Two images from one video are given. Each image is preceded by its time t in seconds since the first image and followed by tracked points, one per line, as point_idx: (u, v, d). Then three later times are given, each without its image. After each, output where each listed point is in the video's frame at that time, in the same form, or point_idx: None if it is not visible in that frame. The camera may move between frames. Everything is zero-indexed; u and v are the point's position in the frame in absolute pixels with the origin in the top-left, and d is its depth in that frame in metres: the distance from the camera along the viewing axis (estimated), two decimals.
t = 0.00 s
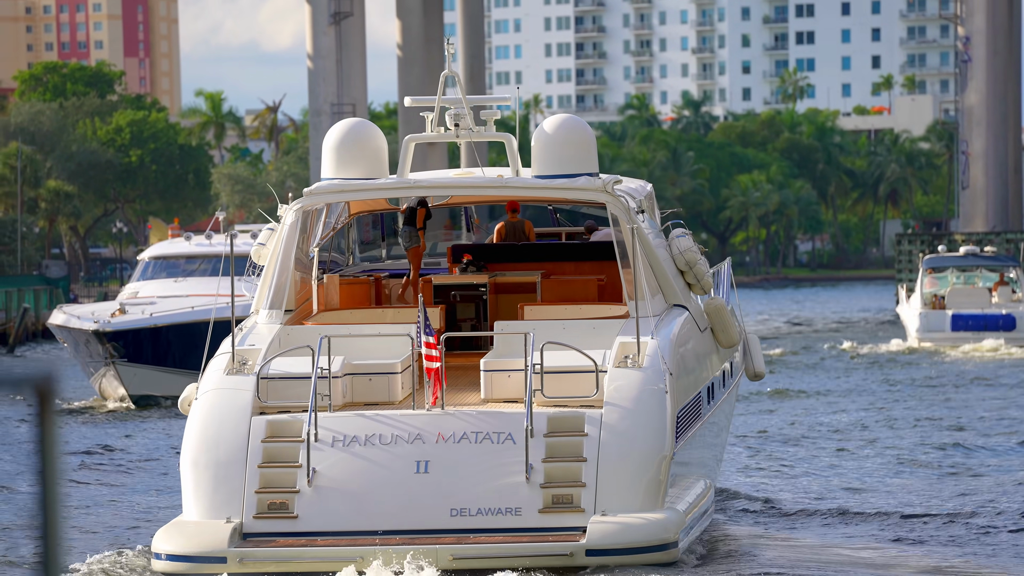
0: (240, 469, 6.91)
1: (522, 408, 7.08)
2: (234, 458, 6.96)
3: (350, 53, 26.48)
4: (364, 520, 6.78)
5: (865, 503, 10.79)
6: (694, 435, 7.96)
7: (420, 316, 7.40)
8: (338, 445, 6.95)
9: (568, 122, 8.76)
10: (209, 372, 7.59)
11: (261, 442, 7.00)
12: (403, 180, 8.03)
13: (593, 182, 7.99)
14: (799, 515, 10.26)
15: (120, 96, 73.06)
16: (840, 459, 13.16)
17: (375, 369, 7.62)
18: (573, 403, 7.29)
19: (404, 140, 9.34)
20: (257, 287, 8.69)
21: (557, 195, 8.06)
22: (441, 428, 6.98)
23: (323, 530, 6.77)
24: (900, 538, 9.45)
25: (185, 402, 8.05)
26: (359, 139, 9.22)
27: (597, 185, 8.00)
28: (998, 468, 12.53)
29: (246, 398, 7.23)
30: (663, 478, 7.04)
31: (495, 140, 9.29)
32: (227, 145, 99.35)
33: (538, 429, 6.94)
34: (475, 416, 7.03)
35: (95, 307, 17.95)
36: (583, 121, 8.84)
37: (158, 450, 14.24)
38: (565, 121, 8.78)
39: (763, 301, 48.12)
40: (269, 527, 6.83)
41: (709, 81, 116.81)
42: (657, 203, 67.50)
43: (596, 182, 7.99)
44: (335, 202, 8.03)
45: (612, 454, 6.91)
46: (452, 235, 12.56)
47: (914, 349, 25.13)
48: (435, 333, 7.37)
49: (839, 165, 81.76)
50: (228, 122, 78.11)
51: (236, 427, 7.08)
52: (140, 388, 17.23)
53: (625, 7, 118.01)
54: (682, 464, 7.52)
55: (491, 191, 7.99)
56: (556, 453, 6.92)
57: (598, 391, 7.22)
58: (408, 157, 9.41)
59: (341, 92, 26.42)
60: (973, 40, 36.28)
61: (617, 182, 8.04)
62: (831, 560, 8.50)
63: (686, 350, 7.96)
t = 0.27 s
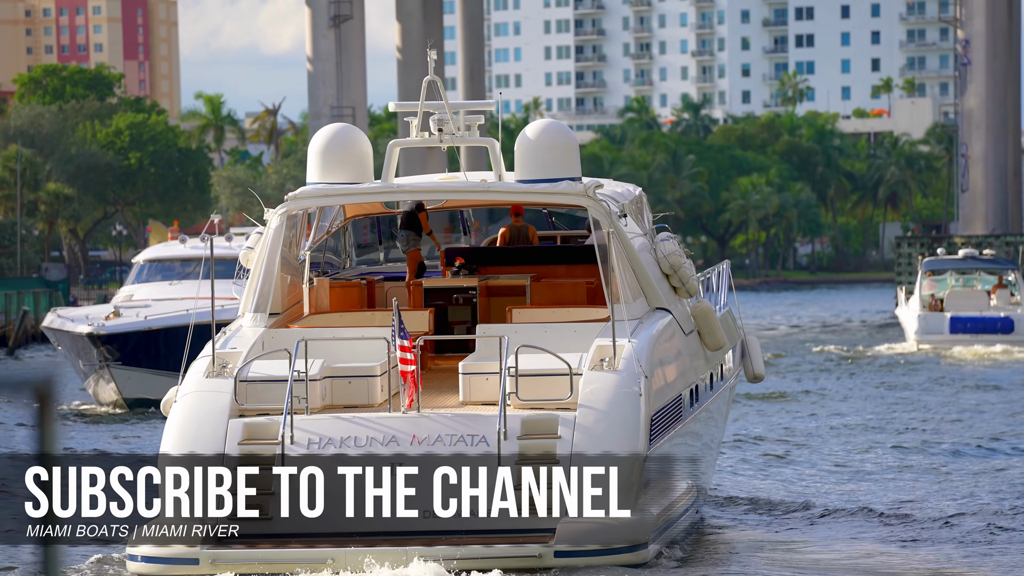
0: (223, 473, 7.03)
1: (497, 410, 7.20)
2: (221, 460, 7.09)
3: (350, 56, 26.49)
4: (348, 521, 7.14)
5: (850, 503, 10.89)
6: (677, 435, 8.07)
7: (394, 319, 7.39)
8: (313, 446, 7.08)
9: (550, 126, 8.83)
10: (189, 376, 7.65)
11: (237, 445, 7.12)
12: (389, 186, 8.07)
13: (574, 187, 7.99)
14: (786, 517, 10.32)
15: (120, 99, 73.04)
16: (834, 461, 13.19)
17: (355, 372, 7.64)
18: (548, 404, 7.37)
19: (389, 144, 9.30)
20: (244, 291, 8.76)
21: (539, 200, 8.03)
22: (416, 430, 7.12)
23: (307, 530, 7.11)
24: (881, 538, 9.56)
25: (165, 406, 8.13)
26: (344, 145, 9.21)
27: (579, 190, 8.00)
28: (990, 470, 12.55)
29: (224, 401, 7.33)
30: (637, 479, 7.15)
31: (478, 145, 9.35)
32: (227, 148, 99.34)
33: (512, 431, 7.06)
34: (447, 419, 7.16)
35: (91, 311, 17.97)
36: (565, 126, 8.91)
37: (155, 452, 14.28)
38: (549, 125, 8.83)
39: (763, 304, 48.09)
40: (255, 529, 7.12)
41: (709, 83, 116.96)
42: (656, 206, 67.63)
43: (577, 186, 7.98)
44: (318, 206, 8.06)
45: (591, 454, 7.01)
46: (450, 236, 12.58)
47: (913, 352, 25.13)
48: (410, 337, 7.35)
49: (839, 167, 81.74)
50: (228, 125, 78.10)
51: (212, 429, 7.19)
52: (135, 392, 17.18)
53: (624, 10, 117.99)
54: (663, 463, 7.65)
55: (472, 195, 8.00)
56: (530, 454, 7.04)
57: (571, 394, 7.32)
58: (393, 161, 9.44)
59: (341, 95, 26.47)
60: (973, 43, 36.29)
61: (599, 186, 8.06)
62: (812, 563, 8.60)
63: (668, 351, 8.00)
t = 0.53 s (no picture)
0: (223, 473, 7.12)
1: (473, 410, 7.25)
2: (220, 459, 7.18)
3: (348, 55, 26.50)
4: (348, 521, 7.16)
5: (843, 501, 10.93)
6: (656, 435, 8.11)
7: (369, 319, 7.38)
8: (290, 445, 7.14)
9: (534, 128, 8.74)
10: (171, 374, 7.73)
11: (215, 442, 7.23)
12: (374, 186, 8.10)
13: (558, 188, 8.02)
14: (779, 515, 10.37)
15: (118, 98, 72.93)
16: (828, 460, 13.22)
17: (336, 370, 7.72)
18: (524, 404, 7.44)
19: (375, 145, 9.25)
20: (233, 289, 8.84)
21: (526, 201, 8.07)
22: (393, 428, 7.18)
23: (305, 529, 7.13)
24: (871, 533, 9.65)
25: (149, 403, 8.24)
26: (330, 145, 9.04)
27: (561, 190, 8.02)
28: (984, 467, 12.59)
29: (203, 399, 7.41)
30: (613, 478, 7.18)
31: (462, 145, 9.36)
32: (225, 147, 99.29)
33: (486, 429, 7.11)
34: (421, 418, 7.21)
35: (84, 310, 18.01)
36: (550, 127, 8.84)
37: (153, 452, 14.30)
38: (534, 127, 8.76)
39: (761, 303, 48.09)
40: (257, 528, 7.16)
41: (707, 82, 116.98)
42: (655, 205, 67.65)
43: (559, 187, 7.99)
44: (304, 206, 8.14)
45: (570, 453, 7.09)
46: (448, 237, 12.63)
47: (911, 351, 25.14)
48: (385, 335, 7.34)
49: (838, 167, 81.73)
50: (226, 125, 78.03)
51: (190, 428, 7.29)
52: (127, 391, 17.20)
53: (622, 9, 117.98)
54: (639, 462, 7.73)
55: (455, 196, 8.06)
56: (505, 455, 7.10)
57: (546, 393, 7.39)
58: (379, 162, 9.40)
59: (339, 94, 26.48)
60: (971, 41, 36.32)
61: (583, 187, 8.09)
62: (802, 560, 8.65)
63: (649, 349, 8.04)
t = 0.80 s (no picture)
0: (223, 473, 7.18)
1: (450, 410, 7.30)
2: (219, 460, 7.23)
3: (346, 55, 26.51)
4: (348, 519, 7.19)
5: (837, 500, 10.97)
6: (639, 436, 8.12)
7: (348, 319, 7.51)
8: (269, 443, 7.20)
9: (521, 130, 8.76)
10: (154, 373, 7.79)
11: (194, 440, 7.31)
12: (359, 188, 8.23)
13: (540, 191, 8.13)
14: (773, 513, 10.41)
15: (116, 98, 72.90)
16: (822, 459, 13.25)
17: (319, 370, 7.69)
18: (503, 404, 7.44)
19: (363, 145, 9.31)
20: (223, 288, 8.93)
21: (508, 204, 8.16)
22: (371, 428, 7.22)
23: (304, 528, 7.16)
24: (862, 532, 9.73)
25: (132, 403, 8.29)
26: (317, 147, 9.08)
27: (546, 193, 8.14)
28: (977, 466, 12.63)
29: (183, 398, 7.50)
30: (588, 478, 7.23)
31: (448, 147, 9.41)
32: (223, 148, 99.19)
33: (463, 429, 7.15)
34: (398, 418, 7.26)
35: (76, 310, 18.01)
36: (536, 129, 8.90)
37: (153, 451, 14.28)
38: (518, 130, 8.76)
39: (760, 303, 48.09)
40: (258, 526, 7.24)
41: (705, 82, 116.99)
42: (653, 205, 67.66)
43: (544, 191, 8.12)
44: (291, 207, 8.27)
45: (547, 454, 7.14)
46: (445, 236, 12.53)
47: (907, 351, 25.18)
48: (364, 337, 7.49)
49: (835, 167, 81.82)
50: (224, 125, 78.02)
51: (167, 427, 7.36)
52: (120, 391, 17.15)
53: (620, 9, 117.99)
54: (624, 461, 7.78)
55: (440, 198, 8.10)
56: (479, 453, 7.14)
57: (524, 394, 7.39)
58: (368, 162, 9.45)
59: (337, 94, 26.47)
60: (968, 41, 36.38)
61: (566, 190, 8.23)
62: (793, 560, 8.70)
63: (630, 349, 8.07)
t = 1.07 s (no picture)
0: (222, 473, 7.36)
1: (429, 409, 7.47)
2: (220, 459, 7.36)
3: (344, 55, 26.53)
4: (347, 518, 7.41)
5: (829, 497, 11.06)
6: (623, 436, 8.22)
7: (329, 320, 7.61)
8: (250, 442, 7.39)
9: (508, 132, 8.93)
10: (141, 372, 8.04)
11: (176, 439, 7.50)
12: (347, 189, 8.30)
13: (529, 192, 8.26)
14: (765, 509, 10.50)
15: (114, 98, 72.85)
16: (819, 457, 13.31)
17: (302, 370, 7.89)
18: (483, 404, 7.66)
19: (352, 148, 9.57)
20: (214, 286, 9.03)
21: (495, 204, 8.28)
22: (351, 427, 7.38)
23: (304, 527, 7.40)
24: (858, 529, 9.80)
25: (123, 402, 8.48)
26: (308, 148, 9.34)
27: (533, 195, 8.24)
28: (969, 464, 12.71)
29: (166, 396, 7.71)
30: (567, 479, 7.34)
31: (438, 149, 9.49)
32: (220, 148, 99.08)
33: (440, 429, 7.34)
34: (378, 416, 7.42)
35: (69, 312, 17.99)
36: (523, 133, 9.03)
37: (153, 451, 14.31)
38: (506, 132, 8.92)
39: (757, 304, 48.01)
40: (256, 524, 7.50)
41: (703, 82, 116.99)
42: (651, 205, 67.62)
43: (531, 193, 8.22)
44: (279, 209, 8.40)
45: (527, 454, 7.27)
46: (443, 239, 12.61)
47: (904, 351, 25.22)
48: (344, 339, 7.64)
49: (833, 167, 81.86)
50: (222, 125, 77.99)
51: (151, 425, 7.57)
52: (113, 392, 17.13)
53: (618, 9, 118.07)
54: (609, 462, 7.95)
55: (428, 199, 8.16)
56: (458, 454, 7.30)
57: (503, 393, 7.59)
58: (357, 165, 9.69)
59: (335, 94, 26.46)
60: (967, 42, 36.41)
61: (553, 191, 8.35)
62: (784, 555, 8.80)
63: (613, 350, 8.19)
